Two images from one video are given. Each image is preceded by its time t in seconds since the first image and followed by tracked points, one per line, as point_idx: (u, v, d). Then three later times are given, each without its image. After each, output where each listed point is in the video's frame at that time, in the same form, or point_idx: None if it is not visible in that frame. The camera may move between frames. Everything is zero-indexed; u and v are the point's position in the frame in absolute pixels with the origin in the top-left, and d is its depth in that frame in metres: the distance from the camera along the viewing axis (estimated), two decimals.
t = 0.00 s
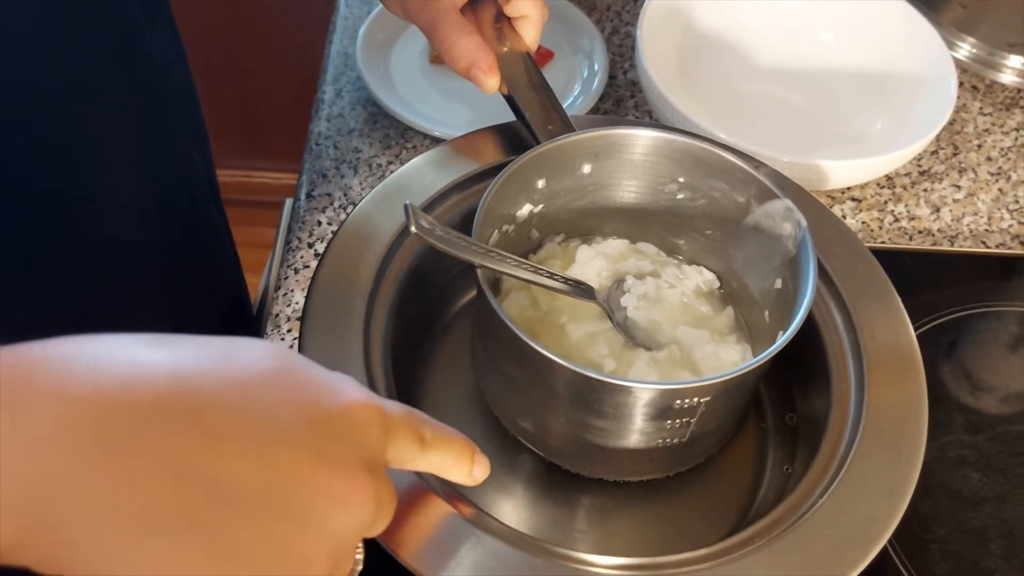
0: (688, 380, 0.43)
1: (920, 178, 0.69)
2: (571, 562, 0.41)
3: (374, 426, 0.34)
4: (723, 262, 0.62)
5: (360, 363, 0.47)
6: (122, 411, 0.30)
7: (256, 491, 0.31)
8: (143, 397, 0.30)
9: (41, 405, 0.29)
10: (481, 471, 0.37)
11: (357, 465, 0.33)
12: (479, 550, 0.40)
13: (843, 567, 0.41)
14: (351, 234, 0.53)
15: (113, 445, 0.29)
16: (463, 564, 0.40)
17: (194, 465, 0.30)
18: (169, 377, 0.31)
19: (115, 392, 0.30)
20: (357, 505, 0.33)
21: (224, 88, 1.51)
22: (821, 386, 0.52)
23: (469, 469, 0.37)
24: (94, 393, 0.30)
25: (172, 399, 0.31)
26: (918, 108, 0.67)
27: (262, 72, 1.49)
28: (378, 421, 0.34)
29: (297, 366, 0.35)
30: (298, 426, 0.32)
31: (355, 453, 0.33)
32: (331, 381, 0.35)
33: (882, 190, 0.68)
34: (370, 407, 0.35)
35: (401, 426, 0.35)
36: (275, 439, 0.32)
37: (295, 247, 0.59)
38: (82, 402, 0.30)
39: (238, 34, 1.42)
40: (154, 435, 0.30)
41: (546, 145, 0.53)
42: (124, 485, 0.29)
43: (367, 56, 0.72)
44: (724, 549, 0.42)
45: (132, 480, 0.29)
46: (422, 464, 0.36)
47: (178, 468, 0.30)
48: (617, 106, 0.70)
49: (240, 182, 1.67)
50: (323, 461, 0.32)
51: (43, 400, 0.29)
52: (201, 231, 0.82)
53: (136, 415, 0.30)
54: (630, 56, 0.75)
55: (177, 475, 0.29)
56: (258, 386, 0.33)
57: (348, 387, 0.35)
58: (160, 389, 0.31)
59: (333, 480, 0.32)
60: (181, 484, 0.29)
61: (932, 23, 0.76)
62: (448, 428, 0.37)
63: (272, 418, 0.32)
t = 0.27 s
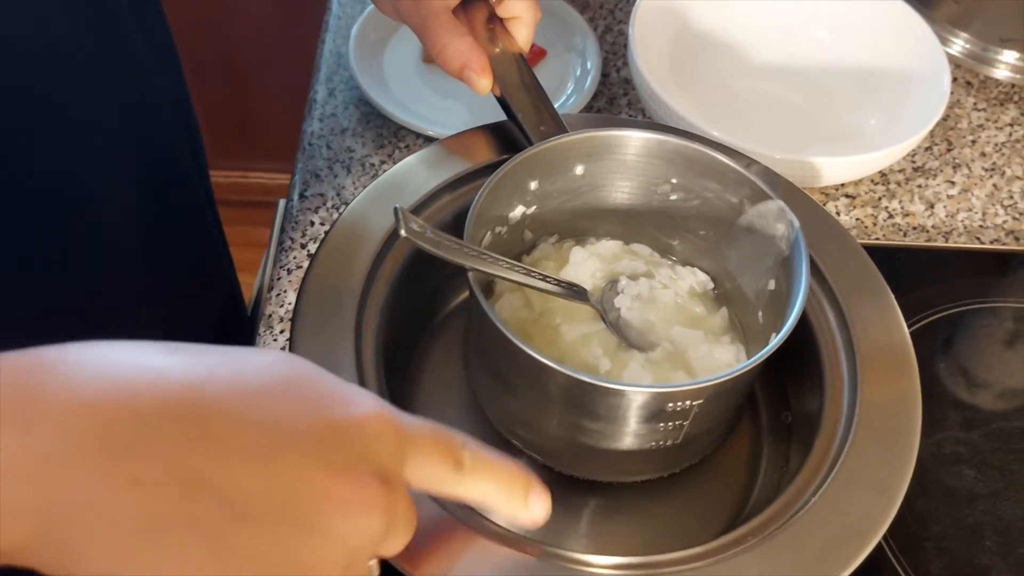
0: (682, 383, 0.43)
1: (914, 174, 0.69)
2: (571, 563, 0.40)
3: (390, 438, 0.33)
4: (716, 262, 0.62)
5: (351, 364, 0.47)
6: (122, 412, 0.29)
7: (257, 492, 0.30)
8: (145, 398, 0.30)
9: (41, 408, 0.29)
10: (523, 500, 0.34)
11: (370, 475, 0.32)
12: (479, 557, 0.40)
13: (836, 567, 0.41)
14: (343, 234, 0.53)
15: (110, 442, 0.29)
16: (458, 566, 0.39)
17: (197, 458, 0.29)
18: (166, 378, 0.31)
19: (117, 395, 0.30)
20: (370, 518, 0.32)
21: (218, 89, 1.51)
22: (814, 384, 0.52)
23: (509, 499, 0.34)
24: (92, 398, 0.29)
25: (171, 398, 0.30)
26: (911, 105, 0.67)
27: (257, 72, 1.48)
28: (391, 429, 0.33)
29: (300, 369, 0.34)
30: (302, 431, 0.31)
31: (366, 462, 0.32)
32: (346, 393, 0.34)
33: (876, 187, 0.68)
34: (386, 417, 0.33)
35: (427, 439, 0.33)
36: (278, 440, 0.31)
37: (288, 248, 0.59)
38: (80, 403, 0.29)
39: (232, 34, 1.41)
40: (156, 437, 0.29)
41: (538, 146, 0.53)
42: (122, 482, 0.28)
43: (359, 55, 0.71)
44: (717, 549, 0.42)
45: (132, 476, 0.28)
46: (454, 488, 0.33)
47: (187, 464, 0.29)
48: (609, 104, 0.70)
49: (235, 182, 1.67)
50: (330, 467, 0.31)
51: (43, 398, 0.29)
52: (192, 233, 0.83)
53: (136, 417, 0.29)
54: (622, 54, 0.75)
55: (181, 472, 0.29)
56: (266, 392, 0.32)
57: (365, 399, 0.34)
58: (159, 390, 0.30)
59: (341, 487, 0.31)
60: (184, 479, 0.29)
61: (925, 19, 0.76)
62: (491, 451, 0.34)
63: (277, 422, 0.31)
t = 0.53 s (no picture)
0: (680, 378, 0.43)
1: (911, 167, 0.69)
2: (576, 560, 0.40)
3: (187, 257, 0.33)
4: (713, 258, 0.62)
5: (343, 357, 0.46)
6: None
7: (49, 331, 0.29)
8: None
9: None
10: (294, 315, 0.37)
11: (179, 288, 0.32)
12: (458, 543, 0.40)
13: (831, 561, 0.40)
14: (335, 227, 0.53)
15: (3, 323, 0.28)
16: (445, 557, 0.40)
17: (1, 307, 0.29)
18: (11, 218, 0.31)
19: None
20: (157, 370, 0.31)
21: (215, 86, 1.51)
22: (809, 377, 0.51)
23: (281, 311, 0.36)
24: None
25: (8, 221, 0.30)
26: (908, 97, 0.66)
27: (253, 69, 1.48)
28: (205, 262, 0.34)
29: (168, 232, 0.34)
30: (107, 257, 0.31)
31: (172, 281, 0.32)
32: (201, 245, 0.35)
33: (873, 180, 0.67)
34: (217, 259, 0.34)
35: (233, 274, 0.34)
36: (75, 266, 0.30)
37: (281, 242, 0.59)
38: None
39: (229, 30, 1.41)
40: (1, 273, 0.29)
41: (534, 140, 0.52)
42: None
43: (354, 48, 0.71)
44: (711, 542, 0.41)
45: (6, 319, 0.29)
46: (238, 305, 0.34)
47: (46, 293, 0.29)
48: (605, 97, 0.70)
49: (233, 179, 1.67)
50: (133, 281, 0.31)
51: None
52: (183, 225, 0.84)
53: None
54: (619, 47, 0.74)
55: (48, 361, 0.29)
56: (110, 228, 0.33)
57: (207, 248, 0.35)
58: None
59: (123, 269, 0.31)
60: None
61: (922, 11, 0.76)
62: (264, 280, 0.36)
63: (109, 253, 0.32)
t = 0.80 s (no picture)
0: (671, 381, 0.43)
1: (902, 167, 0.69)
2: (571, 561, 0.40)
3: (221, 235, 0.35)
4: (705, 260, 0.62)
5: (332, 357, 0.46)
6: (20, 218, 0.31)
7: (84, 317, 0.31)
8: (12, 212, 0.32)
9: None
10: (375, 284, 0.36)
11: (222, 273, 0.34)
12: (447, 545, 0.40)
13: (821, 561, 0.41)
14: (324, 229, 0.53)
15: (11, 299, 0.30)
16: (435, 558, 0.40)
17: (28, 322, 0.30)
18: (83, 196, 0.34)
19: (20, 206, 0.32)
20: (190, 359, 0.34)
21: (210, 88, 1.51)
22: (799, 378, 0.51)
23: (360, 275, 0.36)
24: None
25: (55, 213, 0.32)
26: (898, 97, 0.66)
27: (248, 71, 1.48)
28: (247, 236, 0.35)
29: (200, 212, 0.36)
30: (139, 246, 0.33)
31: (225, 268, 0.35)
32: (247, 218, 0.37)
33: (864, 180, 0.68)
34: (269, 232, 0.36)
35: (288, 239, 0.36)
36: (111, 259, 0.32)
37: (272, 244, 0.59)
38: None
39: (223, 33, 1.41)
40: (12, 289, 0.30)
41: (526, 144, 0.52)
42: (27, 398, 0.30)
43: (345, 50, 0.71)
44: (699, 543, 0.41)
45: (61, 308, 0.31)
46: (298, 275, 0.35)
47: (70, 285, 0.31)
48: (597, 98, 0.70)
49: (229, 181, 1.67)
50: (163, 268, 0.33)
51: None
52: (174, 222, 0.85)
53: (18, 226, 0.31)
54: (611, 48, 0.75)
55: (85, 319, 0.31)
56: (142, 211, 0.34)
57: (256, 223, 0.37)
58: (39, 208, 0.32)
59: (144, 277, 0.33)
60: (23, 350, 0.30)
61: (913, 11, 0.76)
62: (344, 246, 0.37)
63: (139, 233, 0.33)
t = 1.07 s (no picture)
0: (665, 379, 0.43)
1: (898, 164, 0.69)
2: (566, 560, 0.41)
3: (216, 358, 0.36)
4: (701, 259, 0.62)
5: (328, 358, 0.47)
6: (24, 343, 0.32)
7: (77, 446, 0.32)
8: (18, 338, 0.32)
9: None
10: (352, 410, 0.39)
11: (207, 394, 0.35)
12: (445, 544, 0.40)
13: (816, 558, 0.41)
14: (320, 229, 0.53)
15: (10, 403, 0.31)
16: (432, 558, 0.40)
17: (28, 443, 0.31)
18: (84, 315, 0.34)
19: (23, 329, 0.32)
20: (164, 484, 0.34)
21: (207, 89, 1.51)
22: (794, 375, 0.52)
23: (342, 408, 0.38)
24: None
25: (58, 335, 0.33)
26: (893, 95, 0.66)
27: (245, 71, 1.48)
28: (239, 365, 0.37)
29: (196, 332, 0.36)
30: (135, 368, 0.34)
31: (211, 391, 0.36)
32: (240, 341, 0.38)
33: (860, 177, 0.68)
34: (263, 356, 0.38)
35: (279, 367, 0.37)
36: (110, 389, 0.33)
37: (269, 244, 0.59)
38: None
39: (220, 34, 1.41)
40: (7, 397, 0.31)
41: (520, 142, 0.52)
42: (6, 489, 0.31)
43: (341, 50, 0.71)
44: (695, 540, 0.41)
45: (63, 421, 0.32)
46: (285, 402, 0.37)
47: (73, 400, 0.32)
48: (593, 97, 0.70)
49: (228, 182, 1.67)
50: (157, 383, 0.34)
51: None
52: (171, 223, 0.86)
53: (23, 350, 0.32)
54: (606, 47, 0.75)
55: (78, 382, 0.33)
56: (139, 331, 0.35)
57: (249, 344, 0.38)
58: (43, 333, 0.33)
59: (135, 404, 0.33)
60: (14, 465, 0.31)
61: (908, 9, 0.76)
62: (333, 372, 0.39)
63: (132, 354, 0.34)
